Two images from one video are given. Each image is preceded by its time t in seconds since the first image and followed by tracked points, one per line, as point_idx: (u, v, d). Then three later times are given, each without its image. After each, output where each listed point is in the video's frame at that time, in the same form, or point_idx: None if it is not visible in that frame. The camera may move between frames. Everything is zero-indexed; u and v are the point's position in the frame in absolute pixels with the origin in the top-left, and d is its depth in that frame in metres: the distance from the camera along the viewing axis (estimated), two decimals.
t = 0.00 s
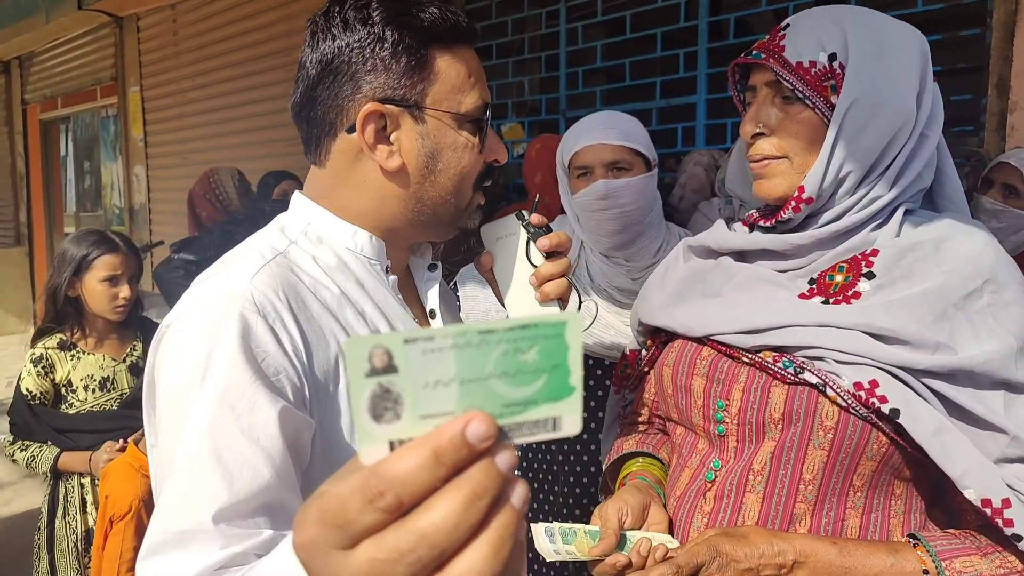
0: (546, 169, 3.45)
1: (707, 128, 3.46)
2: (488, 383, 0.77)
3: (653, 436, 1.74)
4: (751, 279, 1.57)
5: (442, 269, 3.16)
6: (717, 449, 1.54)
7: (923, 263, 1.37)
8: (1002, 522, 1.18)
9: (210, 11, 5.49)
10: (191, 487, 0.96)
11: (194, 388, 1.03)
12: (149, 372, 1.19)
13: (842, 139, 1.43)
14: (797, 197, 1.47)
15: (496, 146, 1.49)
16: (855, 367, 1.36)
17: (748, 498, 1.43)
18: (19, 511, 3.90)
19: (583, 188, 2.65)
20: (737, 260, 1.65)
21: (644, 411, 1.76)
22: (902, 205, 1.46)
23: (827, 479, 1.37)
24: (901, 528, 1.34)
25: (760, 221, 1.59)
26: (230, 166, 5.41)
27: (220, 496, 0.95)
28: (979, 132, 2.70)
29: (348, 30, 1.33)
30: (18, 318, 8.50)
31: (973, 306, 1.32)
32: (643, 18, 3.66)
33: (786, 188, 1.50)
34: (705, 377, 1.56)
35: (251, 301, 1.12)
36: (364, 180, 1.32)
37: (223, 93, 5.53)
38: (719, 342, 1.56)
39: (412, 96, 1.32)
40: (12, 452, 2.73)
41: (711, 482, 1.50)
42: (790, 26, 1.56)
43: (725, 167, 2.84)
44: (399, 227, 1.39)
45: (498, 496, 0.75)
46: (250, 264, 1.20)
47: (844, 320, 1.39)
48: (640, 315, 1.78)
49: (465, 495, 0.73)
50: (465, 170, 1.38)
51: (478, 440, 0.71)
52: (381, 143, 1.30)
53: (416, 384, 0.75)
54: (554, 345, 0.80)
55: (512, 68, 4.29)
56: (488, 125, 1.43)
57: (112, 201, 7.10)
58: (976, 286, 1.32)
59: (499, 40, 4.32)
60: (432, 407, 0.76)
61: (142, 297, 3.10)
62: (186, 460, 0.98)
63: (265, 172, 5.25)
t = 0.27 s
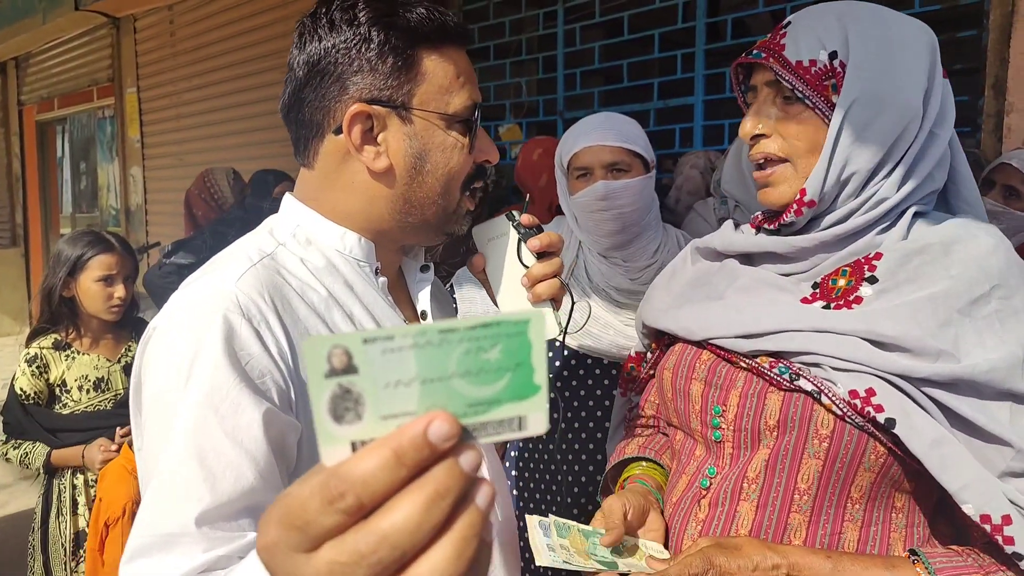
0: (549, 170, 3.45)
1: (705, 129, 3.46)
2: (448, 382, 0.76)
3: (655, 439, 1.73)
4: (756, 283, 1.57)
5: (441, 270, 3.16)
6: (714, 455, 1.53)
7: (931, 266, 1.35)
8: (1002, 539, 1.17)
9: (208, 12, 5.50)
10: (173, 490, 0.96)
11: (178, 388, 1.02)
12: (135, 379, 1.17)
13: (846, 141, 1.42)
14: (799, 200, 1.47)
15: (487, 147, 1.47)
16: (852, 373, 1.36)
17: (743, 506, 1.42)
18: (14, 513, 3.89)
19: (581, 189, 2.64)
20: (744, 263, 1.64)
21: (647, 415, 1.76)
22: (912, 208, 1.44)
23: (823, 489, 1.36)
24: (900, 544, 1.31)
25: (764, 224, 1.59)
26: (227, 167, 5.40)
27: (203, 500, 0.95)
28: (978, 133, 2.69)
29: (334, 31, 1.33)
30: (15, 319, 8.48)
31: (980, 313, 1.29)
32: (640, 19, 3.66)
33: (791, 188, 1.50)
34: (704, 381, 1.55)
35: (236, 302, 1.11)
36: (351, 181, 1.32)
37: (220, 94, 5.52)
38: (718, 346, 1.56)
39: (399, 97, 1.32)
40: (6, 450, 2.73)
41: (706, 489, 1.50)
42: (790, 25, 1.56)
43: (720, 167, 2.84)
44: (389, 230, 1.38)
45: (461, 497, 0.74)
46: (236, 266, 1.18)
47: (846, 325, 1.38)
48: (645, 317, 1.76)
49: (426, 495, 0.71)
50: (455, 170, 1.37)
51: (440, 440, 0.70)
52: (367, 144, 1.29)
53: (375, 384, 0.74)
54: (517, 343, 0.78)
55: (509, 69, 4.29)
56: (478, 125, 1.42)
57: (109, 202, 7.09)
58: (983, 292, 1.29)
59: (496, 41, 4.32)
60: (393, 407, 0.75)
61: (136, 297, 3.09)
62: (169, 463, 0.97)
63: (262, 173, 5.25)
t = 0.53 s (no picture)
0: (538, 171, 3.45)
1: (701, 130, 3.46)
2: (414, 389, 0.75)
3: (652, 438, 1.72)
4: (760, 283, 1.57)
5: (438, 271, 3.16)
6: (707, 455, 1.52)
7: (942, 275, 1.35)
8: (993, 554, 1.19)
9: (203, 13, 5.49)
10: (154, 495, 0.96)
11: (162, 390, 1.02)
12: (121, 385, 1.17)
13: (846, 146, 1.42)
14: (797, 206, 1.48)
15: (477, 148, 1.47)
16: (853, 378, 1.36)
17: (736, 507, 1.41)
18: (9, 515, 3.87)
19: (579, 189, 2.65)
20: (750, 264, 1.64)
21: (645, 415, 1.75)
22: (926, 217, 1.43)
23: (819, 492, 1.35)
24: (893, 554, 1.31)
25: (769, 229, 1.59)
26: (223, 168, 5.39)
27: (185, 505, 0.95)
28: (974, 133, 2.69)
29: (322, 32, 1.33)
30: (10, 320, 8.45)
31: (989, 328, 1.29)
32: (636, 21, 3.66)
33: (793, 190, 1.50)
34: (703, 379, 1.55)
35: (222, 307, 1.10)
36: (340, 184, 1.32)
37: (216, 95, 5.51)
38: (718, 344, 1.56)
39: (388, 99, 1.31)
40: None
41: (698, 488, 1.48)
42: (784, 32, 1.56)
43: (712, 169, 2.85)
44: (377, 232, 1.38)
45: (429, 506, 0.73)
46: (222, 269, 1.18)
47: (847, 329, 1.38)
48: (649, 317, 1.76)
49: (393, 504, 0.71)
50: (445, 174, 1.37)
51: (407, 448, 0.69)
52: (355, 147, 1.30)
53: (337, 391, 0.73)
54: (485, 349, 0.77)
55: (506, 70, 4.28)
56: (469, 128, 1.42)
57: (105, 203, 7.07)
58: (993, 307, 1.29)
59: (492, 42, 4.32)
60: (360, 415, 0.74)
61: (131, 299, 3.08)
62: (152, 468, 0.97)
63: (258, 174, 5.24)
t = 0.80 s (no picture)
0: (533, 174, 3.48)
1: (699, 131, 3.46)
2: (431, 411, 0.74)
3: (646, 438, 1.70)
4: (764, 283, 1.56)
5: (435, 272, 3.16)
6: (705, 457, 1.51)
7: (949, 282, 1.36)
8: (995, 561, 1.20)
9: (203, 14, 5.50)
10: (150, 498, 0.96)
11: (156, 396, 1.02)
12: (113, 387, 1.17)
13: (855, 147, 1.42)
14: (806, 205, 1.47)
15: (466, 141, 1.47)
16: (856, 383, 1.35)
17: (735, 510, 1.40)
18: (9, 516, 3.87)
19: (580, 190, 2.66)
20: (751, 264, 1.64)
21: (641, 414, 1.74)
22: (932, 222, 1.42)
23: (820, 497, 1.34)
24: (890, 560, 1.32)
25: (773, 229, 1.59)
26: (222, 169, 5.39)
27: (181, 507, 0.95)
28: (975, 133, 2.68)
29: (307, 32, 1.32)
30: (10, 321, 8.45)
31: (998, 336, 1.30)
32: (635, 22, 3.66)
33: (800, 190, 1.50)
34: (703, 381, 1.53)
35: (214, 308, 1.10)
36: (330, 184, 1.32)
37: (215, 96, 5.52)
38: (720, 345, 1.54)
39: (375, 96, 1.31)
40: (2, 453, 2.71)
41: (697, 491, 1.47)
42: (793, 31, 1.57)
43: (710, 169, 2.85)
44: (368, 231, 1.38)
45: (443, 527, 0.73)
46: (215, 271, 1.18)
47: (854, 333, 1.38)
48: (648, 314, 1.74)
49: (407, 526, 0.71)
50: (435, 169, 1.38)
51: (422, 469, 0.69)
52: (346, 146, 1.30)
53: (354, 413, 0.72)
54: (502, 371, 0.76)
55: (505, 71, 4.28)
56: (457, 122, 1.42)
57: (105, 204, 7.07)
58: (1000, 316, 1.31)
59: (491, 43, 4.31)
60: (376, 436, 0.73)
61: (132, 300, 3.08)
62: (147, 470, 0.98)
63: (258, 175, 5.24)
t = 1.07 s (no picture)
0: (527, 178, 3.48)
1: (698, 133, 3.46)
2: (411, 447, 0.78)
3: (649, 446, 1.69)
4: (764, 289, 1.55)
5: (434, 275, 3.16)
6: (712, 467, 1.50)
7: (954, 286, 1.36)
8: (1010, 567, 1.22)
9: (202, 17, 5.51)
10: (136, 510, 0.95)
11: (145, 409, 1.02)
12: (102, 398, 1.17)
13: (850, 151, 1.42)
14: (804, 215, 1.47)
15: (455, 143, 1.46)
16: (870, 392, 1.35)
17: (745, 521, 1.39)
18: (9, 521, 3.85)
19: (580, 191, 2.65)
20: (752, 268, 1.62)
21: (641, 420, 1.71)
22: (937, 222, 1.42)
23: (832, 507, 1.34)
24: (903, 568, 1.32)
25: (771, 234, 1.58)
26: (223, 172, 5.39)
27: (168, 520, 0.94)
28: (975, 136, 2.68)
29: (290, 37, 1.31)
30: (9, 325, 8.43)
31: (1009, 341, 1.30)
32: (634, 25, 3.67)
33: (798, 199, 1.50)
34: (708, 389, 1.51)
35: (202, 319, 1.10)
36: (318, 191, 1.32)
37: (215, 99, 5.52)
38: (724, 353, 1.52)
39: (361, 102, 1.31)
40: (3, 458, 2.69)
41: (706, 502, 1.46)
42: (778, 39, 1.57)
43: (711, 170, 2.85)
44: (359, 237, 1.38)
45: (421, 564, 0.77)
46: (203, 279, 1.18)
47: (862, 340, 1.37)
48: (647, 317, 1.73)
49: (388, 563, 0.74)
50: (424, 172, 1.37)
51: (400, 506, 0.74)
52: (331, 152, 1.30)
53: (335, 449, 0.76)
54: (482, 410, 0.80)
55: (504, 74, 4.28)
56: (445, 125, 1.41)
57: (105, 208, 7.06)
58: (1008, 320, 1.30)
59: (491, 47, 4.31)
60: (356, 473, 0.77)
61: (132, 305, 3.07)
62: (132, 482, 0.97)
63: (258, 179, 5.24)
